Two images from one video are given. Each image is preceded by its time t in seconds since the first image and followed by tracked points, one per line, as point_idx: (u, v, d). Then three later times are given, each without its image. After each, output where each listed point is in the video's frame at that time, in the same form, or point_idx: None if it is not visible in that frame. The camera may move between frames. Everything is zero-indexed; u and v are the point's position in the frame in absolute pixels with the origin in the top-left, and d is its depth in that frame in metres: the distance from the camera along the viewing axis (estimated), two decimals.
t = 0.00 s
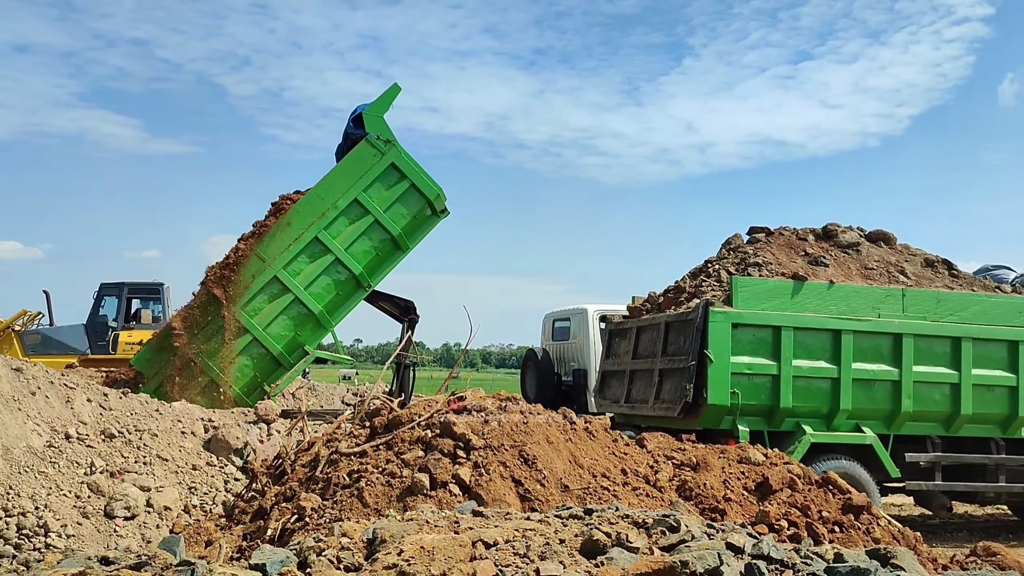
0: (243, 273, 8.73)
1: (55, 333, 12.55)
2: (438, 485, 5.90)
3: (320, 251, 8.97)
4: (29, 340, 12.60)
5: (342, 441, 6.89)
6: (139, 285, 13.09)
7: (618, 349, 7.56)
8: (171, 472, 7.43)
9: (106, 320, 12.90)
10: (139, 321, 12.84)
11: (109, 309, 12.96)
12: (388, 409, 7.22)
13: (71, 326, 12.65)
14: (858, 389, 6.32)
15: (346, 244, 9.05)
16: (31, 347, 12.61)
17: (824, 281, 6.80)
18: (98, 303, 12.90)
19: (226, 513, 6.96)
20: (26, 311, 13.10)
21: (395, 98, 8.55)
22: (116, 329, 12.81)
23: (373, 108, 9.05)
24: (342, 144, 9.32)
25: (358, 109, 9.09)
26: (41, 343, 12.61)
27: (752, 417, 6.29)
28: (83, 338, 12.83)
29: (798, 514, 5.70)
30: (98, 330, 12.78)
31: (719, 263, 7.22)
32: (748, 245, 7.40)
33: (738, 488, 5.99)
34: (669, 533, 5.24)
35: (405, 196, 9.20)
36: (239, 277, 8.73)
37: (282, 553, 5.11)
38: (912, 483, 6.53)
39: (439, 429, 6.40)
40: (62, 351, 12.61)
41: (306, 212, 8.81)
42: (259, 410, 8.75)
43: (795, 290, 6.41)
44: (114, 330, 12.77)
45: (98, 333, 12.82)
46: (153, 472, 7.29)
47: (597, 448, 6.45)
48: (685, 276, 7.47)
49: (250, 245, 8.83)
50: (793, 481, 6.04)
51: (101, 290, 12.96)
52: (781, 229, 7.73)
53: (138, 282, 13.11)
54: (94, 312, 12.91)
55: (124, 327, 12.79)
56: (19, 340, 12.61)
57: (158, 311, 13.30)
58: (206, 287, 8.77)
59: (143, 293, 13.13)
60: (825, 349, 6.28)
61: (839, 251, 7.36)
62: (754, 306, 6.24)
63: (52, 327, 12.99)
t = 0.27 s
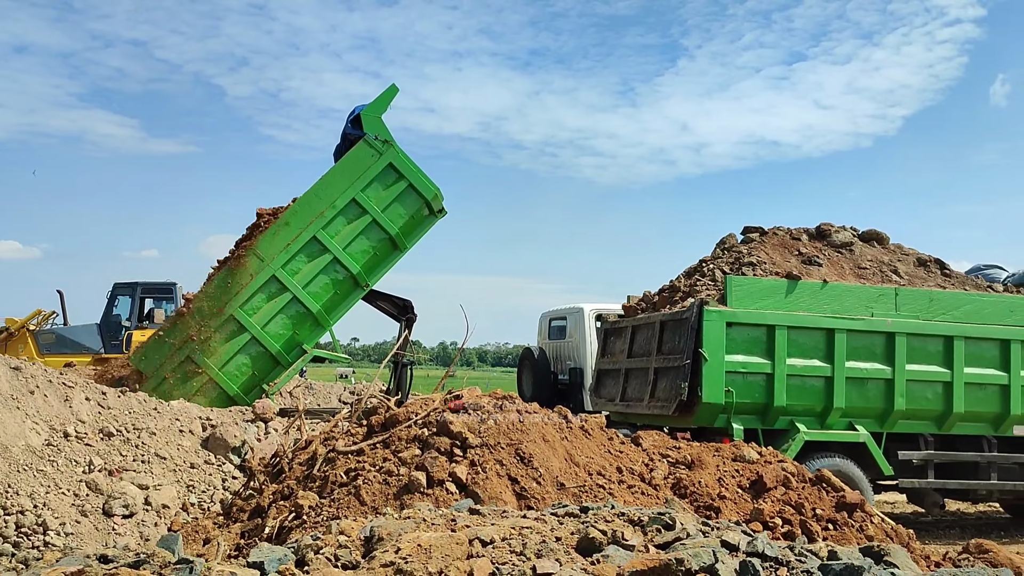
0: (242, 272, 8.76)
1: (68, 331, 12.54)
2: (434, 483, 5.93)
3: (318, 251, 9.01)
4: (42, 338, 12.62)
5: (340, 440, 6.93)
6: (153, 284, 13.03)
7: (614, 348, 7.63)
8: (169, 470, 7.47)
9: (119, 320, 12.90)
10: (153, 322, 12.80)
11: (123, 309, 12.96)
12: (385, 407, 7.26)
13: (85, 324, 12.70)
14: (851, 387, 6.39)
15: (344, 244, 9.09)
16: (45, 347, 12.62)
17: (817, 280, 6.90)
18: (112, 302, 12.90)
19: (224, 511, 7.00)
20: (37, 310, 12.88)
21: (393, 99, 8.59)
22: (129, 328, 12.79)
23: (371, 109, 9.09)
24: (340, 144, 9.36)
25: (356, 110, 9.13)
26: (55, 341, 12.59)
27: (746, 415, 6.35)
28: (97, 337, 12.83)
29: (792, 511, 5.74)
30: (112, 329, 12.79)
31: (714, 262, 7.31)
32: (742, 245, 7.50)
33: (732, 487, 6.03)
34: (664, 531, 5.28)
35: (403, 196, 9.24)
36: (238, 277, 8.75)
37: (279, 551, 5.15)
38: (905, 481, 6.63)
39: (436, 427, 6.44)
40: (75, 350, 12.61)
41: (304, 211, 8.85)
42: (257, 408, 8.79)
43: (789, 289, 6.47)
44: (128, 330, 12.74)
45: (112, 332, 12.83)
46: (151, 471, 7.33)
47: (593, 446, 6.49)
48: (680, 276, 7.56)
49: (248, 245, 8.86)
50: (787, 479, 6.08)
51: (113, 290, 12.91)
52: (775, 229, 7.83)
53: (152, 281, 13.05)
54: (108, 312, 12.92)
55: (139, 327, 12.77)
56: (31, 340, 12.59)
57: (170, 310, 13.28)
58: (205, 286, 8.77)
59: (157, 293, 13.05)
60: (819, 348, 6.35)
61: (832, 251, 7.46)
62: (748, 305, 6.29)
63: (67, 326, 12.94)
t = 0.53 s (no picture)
0: (247, 271, 8.83)
1: (91, 330, 12.52)
2: (436, 479, 6.02)
3: (321, 250, 9.10)
4: (63, 338, 12.47)
5: (342, 436, 7.03)
6: (172, 284, 13.12)
7: (613, 346, 7.75)
8: (173, 466, 7.57)
9: (140, 319, 13.13)
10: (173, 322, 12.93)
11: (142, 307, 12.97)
12: (387, 404, 7.36)
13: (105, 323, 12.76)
14: (847, 384, 6.50)
15: (348, 243, 9.18)
16: (66, 346, 12.46)
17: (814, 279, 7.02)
18: (132, 302, 12.95)
19: (228, 507, 7.10)
20: (59, 309, 12.82)
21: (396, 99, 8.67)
22: (149, 328, 12.96)
23: (374, 110, 9.17)
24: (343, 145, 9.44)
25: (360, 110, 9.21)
26: (77, 340, 12.46)
27: (743, 412, 6.45)
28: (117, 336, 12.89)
29: (788, 507, 5.82)
30: (131, 327, 13.05)
31: (712, 261, 7.45)
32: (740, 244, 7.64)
33: (729, 483, 6.12)
34: (662, 526, 5.37)
35: (406, 196, 9.33)
36: (243, 276, 8.82)
37: (283, 546, 5.25)
38: (899, 477, 6.71)
39: (437, 424, 6.54)
40: (96, 348, 12.54)
41: (308, 211, 8.93)
42: (260, 405, 8.89)
43: (785, 288, 6.57)
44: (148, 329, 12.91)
45: (132, 331, 13.09)
46: (156, 467, 7.42)
47: (592, 443, 6.57)
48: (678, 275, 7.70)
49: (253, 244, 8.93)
50: (783, 475, 6.18)
51: (134, 290, 12.95)
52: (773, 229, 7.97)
53: (170, 281, 13.12)
54: (127, 310, 12.97)
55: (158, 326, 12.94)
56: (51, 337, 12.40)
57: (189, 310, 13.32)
58: (210, 285, 8.82)
59: (175, 293, 13.15)
60: (814, 346, 6.46)
61: (829, 250, 7.60)
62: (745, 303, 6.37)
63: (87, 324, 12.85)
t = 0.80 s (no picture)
0: (247, 269, 8.83)
1: (106, 329, 12.46)
2: (437, 478, 6.02)
3: (322, 248, 9.09)
4: (80, 336, 12.43)
5: (343, 435, 7.03)
6: (187, 283, 12.95)
7: (613, 345, 7.76)
8: (174, 464, 7.58)
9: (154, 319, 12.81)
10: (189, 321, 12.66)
11: (157, 306, 12.84)
12: (388, 403, 7.36)
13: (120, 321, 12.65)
14: (847, 383, 6.51)
15: (348, 241, 9.18)
16: (82, 345, 12.41)
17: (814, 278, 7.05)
18: (148, 300, 12.87)
19: (228, 505, 7.10)
20: (75, 308, 12.83)
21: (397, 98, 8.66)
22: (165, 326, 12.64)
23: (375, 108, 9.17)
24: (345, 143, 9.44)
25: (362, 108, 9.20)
26: (92, 338, 12.38)
27: (744, 412, 6.45)
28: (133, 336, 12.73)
29: (788, 506, 5.82)
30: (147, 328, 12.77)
31: (712, 260, 7.49)
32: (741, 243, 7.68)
33: (730, 482, 6.12)
34: (663, 524, 5.37)
35: (406, 194, 9.32)
36: (243, 274, 8.82)
37: (285, 544, 5.25)
38: (899, 475, 6.71)
39: (438, 423, 6.54)
40: (111, 347, 12.42)
41: (309, 209, 8.92)
42: (260, 403, 8.90)
43: (786, 288, 6.58)
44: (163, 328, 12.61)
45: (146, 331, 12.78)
46: (156, 465, 7.43)
47: (593, 441, 6.58)
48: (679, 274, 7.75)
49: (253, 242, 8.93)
50: (784, 474, 6.18)
51: (149, 289, 12.91)
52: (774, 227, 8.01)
53: (186, 281, 12.97)
54: (143, 309, 12.88)
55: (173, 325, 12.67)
56: (67, 336, 12.35)
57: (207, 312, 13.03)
58: (210, 282, 8.82)
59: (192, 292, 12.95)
60: (815, 345, 6.47)
61: (830, 248, 7.64)
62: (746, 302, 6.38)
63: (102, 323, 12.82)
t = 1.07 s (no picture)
0: (248, 267, 8.83)
1: (120, 327, 12.47)
2: (438, 477, 6.01)
3: (322, 247, 9.09)
4: (95, 334, 12.40)
5: (344, 433, 7.03)
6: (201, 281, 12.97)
7: (613, 345, 7.80)
8: (175, 462, 7.58)
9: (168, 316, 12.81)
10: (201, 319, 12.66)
11: (172, 304, 12.88)
12: (388, 401, 7.35)
13: (134, 320, 12.67)
14: (848, 379, 6.53)
15: (348, 240, 9.17)
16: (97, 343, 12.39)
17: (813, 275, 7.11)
18: (162, 299, 12.90)
19: (229, 503, 7.10)
20: (90, 306, 12.83)
21: (398, 96, 8.65)
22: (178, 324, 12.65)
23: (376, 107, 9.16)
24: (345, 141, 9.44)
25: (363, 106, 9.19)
26: (107, 336, 12.37)
27: (745, 411, 6.45)
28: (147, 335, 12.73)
29: (789, 506, 5.82)
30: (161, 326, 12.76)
31: (710, 259, 7.55)
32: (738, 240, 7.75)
33: (731, 481, 6.12)
34: (665, 524, 5.36)
35: (407, 193, 9.31)
36: (244, 272, 8.81)
37: (286, 544, 5.25)
38: (902, 471, 6.75)
39: (439, 422, 6.54)
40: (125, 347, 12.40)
41: (309, 208, 8.92)
42: (261, 401, 8.92)
43: (783, 285, 6.59)
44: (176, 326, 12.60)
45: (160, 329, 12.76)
46: (157, 463, 7.44)
47: (594, 441, 6.57)
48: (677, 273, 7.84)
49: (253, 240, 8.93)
50: (785, 474, 6.18)
51: (164, 287, 12.93)
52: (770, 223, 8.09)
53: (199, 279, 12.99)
54: (157, 308, 12.91)
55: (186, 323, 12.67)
56: (82, 334, 12.31)
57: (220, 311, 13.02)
58: (211, 281, 8.81)
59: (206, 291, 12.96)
60: (815, 342, 6.48)
61: (827, 244, 7.73)
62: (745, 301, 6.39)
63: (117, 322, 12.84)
